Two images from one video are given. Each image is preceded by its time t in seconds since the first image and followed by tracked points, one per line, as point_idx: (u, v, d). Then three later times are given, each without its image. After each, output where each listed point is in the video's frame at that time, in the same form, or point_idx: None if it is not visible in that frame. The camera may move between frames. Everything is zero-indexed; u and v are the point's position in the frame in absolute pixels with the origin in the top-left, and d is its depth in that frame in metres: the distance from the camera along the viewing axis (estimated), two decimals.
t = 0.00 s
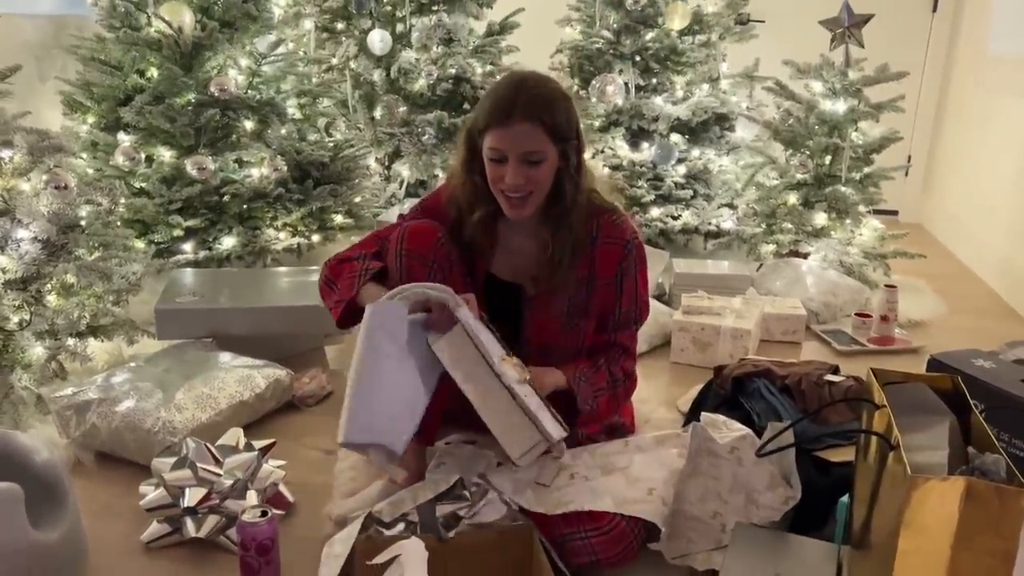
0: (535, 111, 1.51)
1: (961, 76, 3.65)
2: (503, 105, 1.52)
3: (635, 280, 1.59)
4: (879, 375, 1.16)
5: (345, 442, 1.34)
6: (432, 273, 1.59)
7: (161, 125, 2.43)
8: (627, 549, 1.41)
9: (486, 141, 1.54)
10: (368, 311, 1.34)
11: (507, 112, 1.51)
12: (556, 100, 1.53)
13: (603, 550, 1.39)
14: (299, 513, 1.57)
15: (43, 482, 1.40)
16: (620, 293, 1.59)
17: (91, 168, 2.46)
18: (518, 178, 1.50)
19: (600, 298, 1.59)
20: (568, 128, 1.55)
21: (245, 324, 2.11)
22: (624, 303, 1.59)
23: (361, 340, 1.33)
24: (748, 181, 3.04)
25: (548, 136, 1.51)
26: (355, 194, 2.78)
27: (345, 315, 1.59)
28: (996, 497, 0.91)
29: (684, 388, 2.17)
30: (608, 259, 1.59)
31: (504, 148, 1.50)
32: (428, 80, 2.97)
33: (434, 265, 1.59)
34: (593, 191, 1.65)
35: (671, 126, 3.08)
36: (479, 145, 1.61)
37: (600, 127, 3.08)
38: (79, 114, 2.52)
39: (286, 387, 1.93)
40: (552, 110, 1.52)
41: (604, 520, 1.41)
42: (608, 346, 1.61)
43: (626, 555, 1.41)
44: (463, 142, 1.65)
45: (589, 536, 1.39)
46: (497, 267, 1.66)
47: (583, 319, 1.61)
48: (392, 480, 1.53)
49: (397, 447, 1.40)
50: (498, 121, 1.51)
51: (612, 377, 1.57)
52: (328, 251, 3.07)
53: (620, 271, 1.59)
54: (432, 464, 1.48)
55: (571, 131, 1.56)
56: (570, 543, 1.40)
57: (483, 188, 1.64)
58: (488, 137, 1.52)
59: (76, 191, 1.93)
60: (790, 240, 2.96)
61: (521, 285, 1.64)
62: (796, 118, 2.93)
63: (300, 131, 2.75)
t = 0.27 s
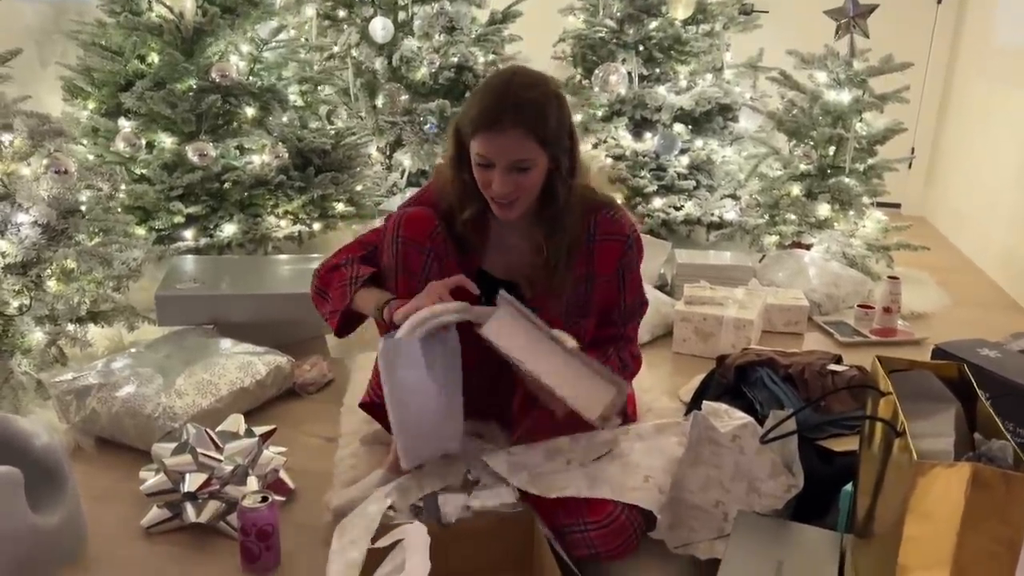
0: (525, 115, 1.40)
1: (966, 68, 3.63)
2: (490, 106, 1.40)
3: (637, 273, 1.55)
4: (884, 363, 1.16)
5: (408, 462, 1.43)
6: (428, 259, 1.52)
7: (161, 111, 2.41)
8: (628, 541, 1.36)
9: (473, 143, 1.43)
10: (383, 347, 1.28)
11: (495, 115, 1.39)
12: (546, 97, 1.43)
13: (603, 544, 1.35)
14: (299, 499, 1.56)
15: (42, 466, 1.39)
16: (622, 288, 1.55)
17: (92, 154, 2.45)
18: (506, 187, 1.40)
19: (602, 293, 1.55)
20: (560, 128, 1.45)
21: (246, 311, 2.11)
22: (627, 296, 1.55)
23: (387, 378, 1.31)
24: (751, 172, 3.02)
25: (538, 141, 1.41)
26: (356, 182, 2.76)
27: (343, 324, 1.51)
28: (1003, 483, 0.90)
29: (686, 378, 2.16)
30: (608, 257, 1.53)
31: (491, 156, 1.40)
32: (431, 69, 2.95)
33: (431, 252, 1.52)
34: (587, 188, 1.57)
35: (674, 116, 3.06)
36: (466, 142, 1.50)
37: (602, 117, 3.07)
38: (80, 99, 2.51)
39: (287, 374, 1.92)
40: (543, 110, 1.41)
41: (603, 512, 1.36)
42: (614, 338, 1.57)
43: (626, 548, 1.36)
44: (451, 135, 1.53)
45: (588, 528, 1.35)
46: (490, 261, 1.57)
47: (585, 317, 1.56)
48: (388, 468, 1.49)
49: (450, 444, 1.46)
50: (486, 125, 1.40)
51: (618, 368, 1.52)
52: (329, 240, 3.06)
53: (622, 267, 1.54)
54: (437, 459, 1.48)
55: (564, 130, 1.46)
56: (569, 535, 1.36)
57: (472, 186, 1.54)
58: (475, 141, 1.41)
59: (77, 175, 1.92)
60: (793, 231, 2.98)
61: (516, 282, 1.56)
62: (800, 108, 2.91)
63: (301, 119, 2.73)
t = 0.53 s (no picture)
0: (515, 125, 1.35)
1: (971, 60, 3.62)
2: (477, 117, 1.36)
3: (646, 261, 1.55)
4: (893, 354, 1.16)
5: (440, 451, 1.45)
6: (436, 250, 1.51)
7: (164, 100, 2.40)
8: (634, 533, 1.35)
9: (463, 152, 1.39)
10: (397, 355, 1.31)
11: (482, 127, 1.35)
12: (535, 101, 1.39)
13: (610, 536, 1.34)
14: (303, 489, 1.56)
15: (47, 454, 1.39)
16: (633, 276, 1.54)
17: (94, 143, 2.43)
18: (498, 198, 1.37)
19: (613, 285, 1.53)
20: (552, 133, 1.41)
21: (250, 301, 2.10)
22: (638, 284, 1.55)
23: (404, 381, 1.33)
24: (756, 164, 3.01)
25: (529, 151, 1.37)
26: (359, 173, 2.75)
27: (351, 335, 1.51)
28: (1015, 472, 0.89)
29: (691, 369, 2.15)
30: (616, 248, 1.52)
31: (481, 167, 1.36)
32: (434, 59, 2.94)
33: (437, 244, 1.51)
34: (588, 182, 1.53)
35: (678, 107, 3.04)
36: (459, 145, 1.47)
37: (607, 108, 3.04)
38: (82, 89, 2.50)
39: (291, 364, 1.92)
40: (533, 115, 1.37)
41: (611, 503, 1.35)
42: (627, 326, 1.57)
43: (632, 540, 1.36)
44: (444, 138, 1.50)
45: (596, 520, 1.33)
46: (492, 258, 1.55)
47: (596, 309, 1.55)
48: (393, 460, 1.50)
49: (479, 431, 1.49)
50: (474, 138, 1.35)
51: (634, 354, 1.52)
52: (332, 231, 3.05)
53: (631, 256, 1.54)
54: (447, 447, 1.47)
55: (556, 133, 1.42)
56: (575, 526, 1.35)
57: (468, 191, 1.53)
58: (465, 152, 1.38)
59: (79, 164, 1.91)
60: (798, 223, 2.97)
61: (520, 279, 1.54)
62: (805, 99, 2.89)
63: (304, 108, 2.72)
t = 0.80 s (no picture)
0: (518, 122, 1.32)
1: (978, 50, 3.60)
2: (479, 112, 1.33)
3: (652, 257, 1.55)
4: (901, 342, 1.14)
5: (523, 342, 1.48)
6: (442, 242, 1.50)
7: (168, 91, 2.39)
8: (639, 528, 1.36)
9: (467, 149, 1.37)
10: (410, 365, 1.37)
11: (484, 124, 1.32)
12: (537, 97, 1.35)
13: (616, 529, 1.34)
14: (308, 481, 1.56)
15: (52, 445, 1.38)
16: (639, 274, 1.55)
17: (97, 135, 2.42)
18: (503, 194, 1.36)
19: (619, 280, 1.54)
20: (557, 127, 1.38)
21: (254, 293, 2.09)
22: (644, 282, 1.57)
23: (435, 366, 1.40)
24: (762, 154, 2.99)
25: (534, 147, 1.34)
26: (363, 164, 2.74)
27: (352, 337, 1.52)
28: None
29: (696, 361, 2.15)
30: (623, 241, 1.52)
31: (485, 165, 1.34)
32: (438, 50, 2.93)
33: (444, 235, 1.50)
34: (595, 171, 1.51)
35: (683, 98, 3.03)
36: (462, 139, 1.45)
37: (612, 99, 3.02)
38: (86, 80, 2.49)
39: (295, 356, 1.91)
40: (536, 113, 1.34)
41: (617, 497, 1.35)
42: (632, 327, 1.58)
43: (637, 535, 1.36)
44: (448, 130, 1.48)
45: (602, 513, 1.34)
46: (500, 248, 1.54)
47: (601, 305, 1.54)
48: (398, 451, 1.51)
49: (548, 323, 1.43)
50: (477, 136, 1.33)
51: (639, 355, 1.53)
52: (336, 223, 3.05)
53: (637, 251, 1.54)
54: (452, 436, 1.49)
55: (561, 127, 1.40)
56: (581, 519, 1.35)
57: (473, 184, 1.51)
58: (469, 149, 1.36)
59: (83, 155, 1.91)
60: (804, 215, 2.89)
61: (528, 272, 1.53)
62: (811, 90, 2.87)
63: (308, 100, 2.71)
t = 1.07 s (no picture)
0: (517, 120, 1.32)
1: (982, 42, 3.59)
2: (479, 111, 1.33)
3: (652, 254, 1.53)
4: (905, 338, 1.13)
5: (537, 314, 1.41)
6: (449, 238, 1.51)
7: (171, 87, 2.39)
8: (643, 524, 1.40)
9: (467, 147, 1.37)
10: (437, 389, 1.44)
11: (484, 123, 1.32)
12: (536, 96, 1.35)
13: (621, 525, 1.38)
14: (314, 476, 1.56)
15: (59, 441, 1.38)
16: (638, 270, 1.53)
17: (101, 131, 2.43)
18: (504, 191, 1.36)
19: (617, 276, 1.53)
20: (556, 124, 1.38)
21: (258, 288, 2.10)
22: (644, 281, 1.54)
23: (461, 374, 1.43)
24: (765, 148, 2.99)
25: (533, 145, 1.34)
26: (367, 159, 2.74)
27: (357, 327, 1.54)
28: None
29: (700, 355, 2.15)
30: (623, 236, 1.51)
31: (486, 163, 1.34)
32: (441, 45, 2.93)
33: (451, 231, 1.52)
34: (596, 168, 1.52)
35: (687, 92, 3.02)
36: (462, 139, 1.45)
37: (615, 93, 3.02)
38: (89, 76, 2.49)
39: (300, 351, 1.92)
40: (534, 111, 1.34)
41: (622, 494, 1.38)
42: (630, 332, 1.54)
43: (641, 531, 1.40)
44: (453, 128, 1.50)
45: (607, 510, 1.37)
46: (505, 248, 1.54)
47: (599, 302, 1.53)
48: (403, 446, 1.49)
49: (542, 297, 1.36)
50: (476, 134, 1.33)
51: (637, 359, 1.49)
52: (339, 218, 3.05)
53: (637, 247, 1.52)
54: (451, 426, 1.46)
55: (561, 124, 1.39)
56: (586, 515, 1.37)
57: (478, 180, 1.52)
58: (469, 148, 1.36)
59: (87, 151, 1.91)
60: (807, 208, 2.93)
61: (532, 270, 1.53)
62: (815, 84, 2.86)
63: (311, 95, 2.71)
